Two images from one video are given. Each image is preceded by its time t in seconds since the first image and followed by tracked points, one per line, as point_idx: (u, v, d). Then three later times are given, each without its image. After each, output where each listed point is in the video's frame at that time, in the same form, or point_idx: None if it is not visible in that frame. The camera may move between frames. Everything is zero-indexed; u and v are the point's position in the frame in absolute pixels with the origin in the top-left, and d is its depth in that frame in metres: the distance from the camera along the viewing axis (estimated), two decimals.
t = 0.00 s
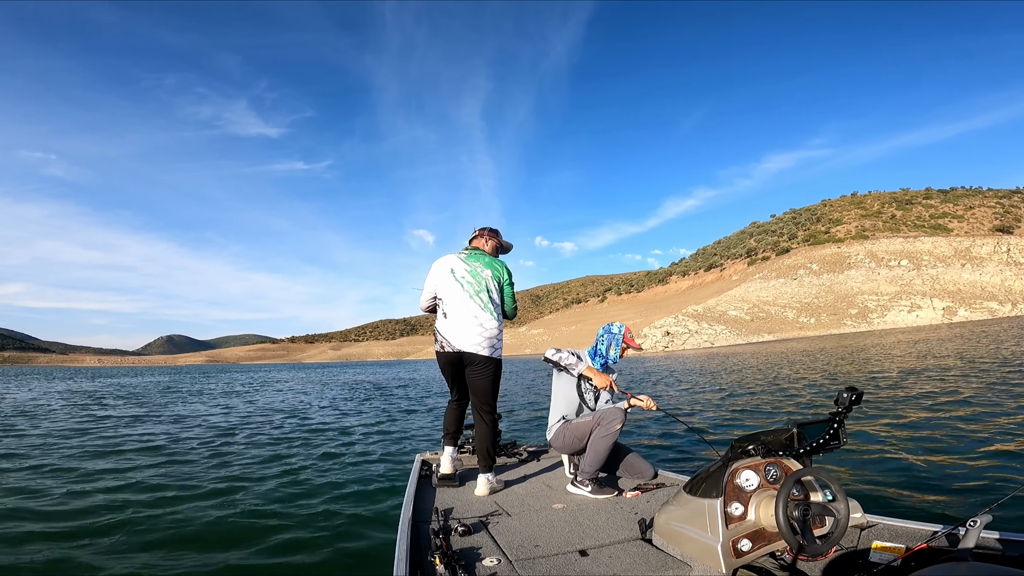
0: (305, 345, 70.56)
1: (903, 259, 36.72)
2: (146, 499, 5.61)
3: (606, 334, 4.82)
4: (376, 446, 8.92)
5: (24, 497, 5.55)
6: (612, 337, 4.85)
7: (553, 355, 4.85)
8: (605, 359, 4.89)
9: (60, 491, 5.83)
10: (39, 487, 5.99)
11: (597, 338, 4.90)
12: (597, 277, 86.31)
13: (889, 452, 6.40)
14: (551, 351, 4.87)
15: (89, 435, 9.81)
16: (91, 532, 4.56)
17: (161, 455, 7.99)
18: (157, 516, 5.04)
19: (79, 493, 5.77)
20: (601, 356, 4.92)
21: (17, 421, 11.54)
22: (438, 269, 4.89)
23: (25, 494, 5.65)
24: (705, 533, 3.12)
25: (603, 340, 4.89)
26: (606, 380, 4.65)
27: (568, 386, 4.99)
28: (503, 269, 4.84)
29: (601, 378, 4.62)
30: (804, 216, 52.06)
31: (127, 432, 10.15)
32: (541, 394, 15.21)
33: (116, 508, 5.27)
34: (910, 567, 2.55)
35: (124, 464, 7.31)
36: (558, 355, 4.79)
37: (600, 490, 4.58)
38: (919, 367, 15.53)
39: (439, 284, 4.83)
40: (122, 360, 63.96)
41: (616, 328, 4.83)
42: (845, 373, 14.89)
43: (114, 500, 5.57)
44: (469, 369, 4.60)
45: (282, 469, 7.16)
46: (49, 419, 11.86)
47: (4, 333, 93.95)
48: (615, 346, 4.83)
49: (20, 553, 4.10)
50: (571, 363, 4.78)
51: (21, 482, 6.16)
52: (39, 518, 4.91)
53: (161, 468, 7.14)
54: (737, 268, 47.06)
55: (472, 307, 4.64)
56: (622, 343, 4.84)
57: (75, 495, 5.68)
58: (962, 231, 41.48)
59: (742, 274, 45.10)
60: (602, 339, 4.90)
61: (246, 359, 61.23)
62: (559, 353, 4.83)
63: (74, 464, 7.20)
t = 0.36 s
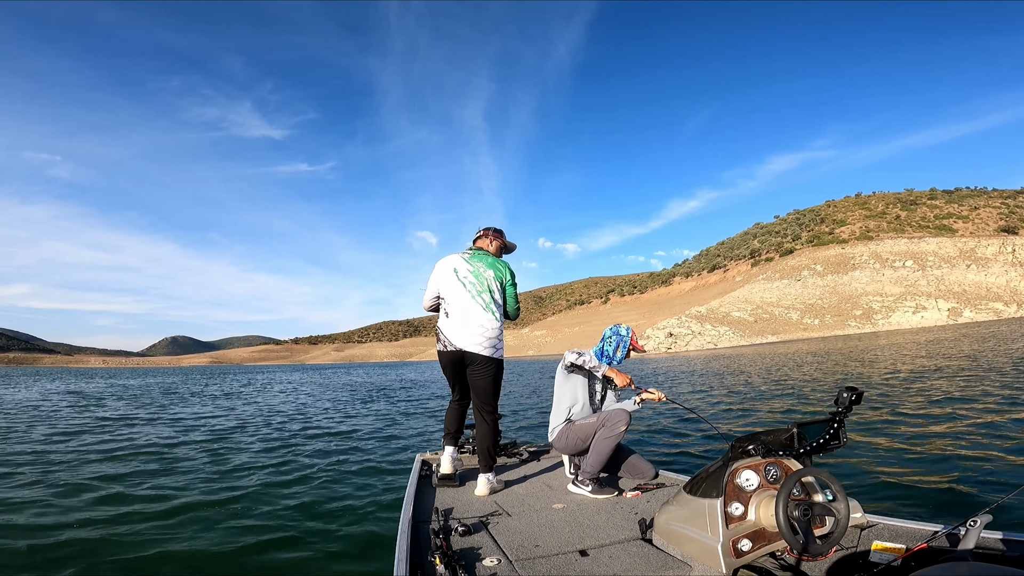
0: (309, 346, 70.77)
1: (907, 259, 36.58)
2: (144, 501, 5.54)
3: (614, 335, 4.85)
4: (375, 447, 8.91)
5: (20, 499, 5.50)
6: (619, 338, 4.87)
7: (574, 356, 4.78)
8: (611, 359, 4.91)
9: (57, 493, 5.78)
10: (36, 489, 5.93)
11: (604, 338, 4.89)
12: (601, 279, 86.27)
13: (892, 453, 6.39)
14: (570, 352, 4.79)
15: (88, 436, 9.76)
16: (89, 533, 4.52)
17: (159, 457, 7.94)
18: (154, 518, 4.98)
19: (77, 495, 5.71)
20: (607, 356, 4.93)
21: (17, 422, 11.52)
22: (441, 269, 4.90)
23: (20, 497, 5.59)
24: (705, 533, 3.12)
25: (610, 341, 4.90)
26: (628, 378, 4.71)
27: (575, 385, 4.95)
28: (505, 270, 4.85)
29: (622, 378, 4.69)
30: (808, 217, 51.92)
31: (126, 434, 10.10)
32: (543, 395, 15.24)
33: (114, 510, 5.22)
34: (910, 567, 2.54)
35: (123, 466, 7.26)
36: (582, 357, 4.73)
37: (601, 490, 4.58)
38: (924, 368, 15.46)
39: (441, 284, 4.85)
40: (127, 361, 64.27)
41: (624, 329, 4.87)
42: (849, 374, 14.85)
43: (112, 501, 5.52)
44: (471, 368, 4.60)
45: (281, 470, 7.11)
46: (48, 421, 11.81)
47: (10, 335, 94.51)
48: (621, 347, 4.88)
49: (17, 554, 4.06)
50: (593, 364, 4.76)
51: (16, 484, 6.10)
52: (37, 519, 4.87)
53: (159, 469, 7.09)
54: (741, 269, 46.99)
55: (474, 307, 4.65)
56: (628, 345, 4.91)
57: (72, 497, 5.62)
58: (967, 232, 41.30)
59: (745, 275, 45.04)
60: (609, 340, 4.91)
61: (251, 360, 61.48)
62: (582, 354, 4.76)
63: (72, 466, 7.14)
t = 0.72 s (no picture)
0: (312, 346, 70.87)
1: (912, 255, 36.45)
2: (144, 504, 5.51)
3: (609, 334, 4.83)
4: (376, 448, 8.90)
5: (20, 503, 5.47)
6: (614, 337, 4.86)
7: (566, 367, 4.80)
8: (608, 359, 4.89)
9: (57, 497, 5.75)
10: (36, 492, 5.91)
11: (599, 337, 4.87)
12: (604, 277, 86.19)
13: (893, 450, 6.37)
14: (564, 363, 4.82)
15: (89, 438, 9.75)
16: (87, 538, 4.48)
17: (161, 459, 7.91)
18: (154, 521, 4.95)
19: (76, 499, 5.68)
20: (603, 356, 4.91)
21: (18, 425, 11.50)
22: (442, 269, 4.89)
23: (19, 501, 5.56)
24: (705, 533, 3.11)
25: (604, 340, 4.88)
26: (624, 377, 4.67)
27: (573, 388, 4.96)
28: (506, 270, 4.85)
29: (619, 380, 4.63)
30: (811, 214, 51.73)
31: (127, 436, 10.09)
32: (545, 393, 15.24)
33: (114, 513, 5.19)
34: (910, 567, 2.52)
35: (123, 468, 7.24)
36: (573, 369, 4.74)
37: (600, 490, 4.58)
38: (928, 364, 15.41)
39: (442, 284, 4.84)
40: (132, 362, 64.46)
41: (619, 328, 4.88)
42: (852, 372, 14.82)
43: (112, 504, 5.48)
44: (471, 368, 4.61)
45: (281, 472, 7.08)
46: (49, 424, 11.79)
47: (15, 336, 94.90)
48: (617, 345, 4.87)
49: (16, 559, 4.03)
50: (586, 373, 4.77)
51: (16, 488, 6.06)
52: (36, 525, 4.83)
53: (160, 472, 7.06)
54: (744, 266, 46.90)
55: (474, 307, 4.65)
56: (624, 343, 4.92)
57: (72, 501, 5.59)
58: (972, 227, 41.11)
59: (749, 271, 44.94)
60: (604, 338, 4.89)
61: (255, 361, 61.67)
62: (573, 364, 4.79)
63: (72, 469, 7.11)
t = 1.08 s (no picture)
0: (317, 345, 71.10)
1: (919, 256, 36.23)
2: (143, 503, 5.49)
3: (604, 334, 4.92)
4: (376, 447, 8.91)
5: (19, 501, 5.44)
6: (609, 335, 4.95)
7: (560, 371, 4.73)
8: (603, 358, 4.97)
9: (56, 495, 5.73)
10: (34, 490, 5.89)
11: (593, 337, 4.99)
12: (608, 276, 86.15)
13: (896, 451, 6.36)
14: (558, 367, 4.74)
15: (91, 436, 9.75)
16: (87, 537, 4.48)
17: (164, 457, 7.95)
18: (153, 520, 4.94)
19: (76, 497, 5.66)
20: (598, 355, 5.00)
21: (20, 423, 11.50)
22: (446, 269, 4.90)
23: (20, 498, 5.55)
24: (705, 533, 3.11)
25: (600, 339, 4.98)
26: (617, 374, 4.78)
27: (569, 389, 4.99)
28: (510, 271, 4.86)
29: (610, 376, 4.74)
30: (817, 214, 51.48)
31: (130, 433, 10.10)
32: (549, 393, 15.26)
33: (113, 512, 5.18)
34: (910, 568, 2.53)
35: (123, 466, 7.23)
36: (566, 372, 4.67)
37: (600, 490, 4.58)
38: (933, 365, 15.32)
39: (447, 284, 4.85)
40: (139, 360, 64.93)
41: (613, 327, 4.96)
42: (858, 373, 14.76)
43: (111, 503, 5.46)
44: (473, 368, 4.62)
45: (282, 471, 7.08)
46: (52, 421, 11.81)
47: (23, 334, 95.66)
48: (612, 345, 4.94)
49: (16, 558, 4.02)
50: (578, 374, 4.74)
51: (16, 486, 6.05)
52: (36, 522, 4.83)
53: (160, 470, 7.05)
54: (749, 266, 46.76)
55: (479, 307, 4.66)
56: (619, 343, 4.97)
57: (72, 499, 5.57)
58: (979, 228, 40.82)
59: (754, 272, 44.81)
60: (599, 338, 4.99)
61: (260, 360, 61.93)
62: (565, 366, 4.72)
63: (73, 467, 7.10)
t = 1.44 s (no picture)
0: (322, 344, 71.31)
1: (927, 256, 35.98)
2: (138, 504, 5.41)
3: (601, 334, 4.93)
4: (378, 447, 8.84)
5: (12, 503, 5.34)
6: (606, 336, 4.95)
7: (544, 369, 4.73)
8: (600, 358, 4.99)
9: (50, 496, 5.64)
10: (29, 491, 5.80)
11: (592, 338, 5.01)
12: (613, 276, 85.95)
13: (899, 452, 6.34)
14: (543, 366, 4.73)
15: (92, 436, 9.71)
16: (84, 536, 4.43)
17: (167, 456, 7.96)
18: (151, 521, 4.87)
19: (72, 497, 5.59)
20: (596, 356, 5.03)
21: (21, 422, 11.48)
22: (451, 267, 4.91)
23: (24, 496, 5.56)
24: (706, 533, 3.11)
25: (597, 340, 5.00)
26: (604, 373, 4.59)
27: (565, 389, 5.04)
28: (515, 272, 4.87)
29: (597, 373, 4.56)
30: (823, 214, 51.23)
31: (131, 433, 10.05)
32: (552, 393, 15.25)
33: (110, 512, 5.09)
34: (910, 568, 2.53)
35: (121, 466, 7.16)
36: (549, 369, 4.68)
37: (600, 490, 4.59)
38: (939, 367, 15.23)
39: (451, 283, 4.86)
40: (144, 358, 65.18)
41: (610, 328, 4.96)
42: (863, 374, 14.70)
43: (107, 504, 5.38)
44: (475, 369, 4.63)
45: (281, 471, 7.01)
46: (53, 420, 11.78)
47: (31, 333, 96.33)
48: (609, 346, 4.94)
49: (17, 554, 4.03)
50: (561, 372, 4.71)
51: (12, 486, 5.97)
52: (32, 523, 4.77)
53: (158, 471, 6.97)
54: (755, 266, 46.54)
55: (482, 308, 4.67)
56: (616, 344, 4.96)
57: (68, 500, 5.49)
58: (988, 229, 40.51)
59: (760, 272, 44.61)
60: (597, 339, 5.01)
61: (266, 359, 62.11)
62: (550, 364, 4.73)
63: (70, 468, 7.02)
